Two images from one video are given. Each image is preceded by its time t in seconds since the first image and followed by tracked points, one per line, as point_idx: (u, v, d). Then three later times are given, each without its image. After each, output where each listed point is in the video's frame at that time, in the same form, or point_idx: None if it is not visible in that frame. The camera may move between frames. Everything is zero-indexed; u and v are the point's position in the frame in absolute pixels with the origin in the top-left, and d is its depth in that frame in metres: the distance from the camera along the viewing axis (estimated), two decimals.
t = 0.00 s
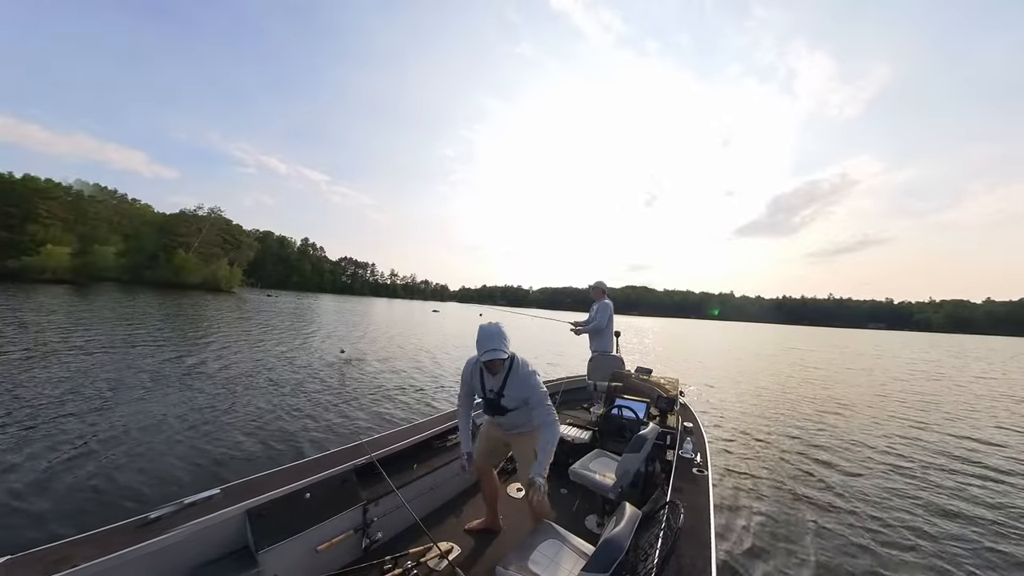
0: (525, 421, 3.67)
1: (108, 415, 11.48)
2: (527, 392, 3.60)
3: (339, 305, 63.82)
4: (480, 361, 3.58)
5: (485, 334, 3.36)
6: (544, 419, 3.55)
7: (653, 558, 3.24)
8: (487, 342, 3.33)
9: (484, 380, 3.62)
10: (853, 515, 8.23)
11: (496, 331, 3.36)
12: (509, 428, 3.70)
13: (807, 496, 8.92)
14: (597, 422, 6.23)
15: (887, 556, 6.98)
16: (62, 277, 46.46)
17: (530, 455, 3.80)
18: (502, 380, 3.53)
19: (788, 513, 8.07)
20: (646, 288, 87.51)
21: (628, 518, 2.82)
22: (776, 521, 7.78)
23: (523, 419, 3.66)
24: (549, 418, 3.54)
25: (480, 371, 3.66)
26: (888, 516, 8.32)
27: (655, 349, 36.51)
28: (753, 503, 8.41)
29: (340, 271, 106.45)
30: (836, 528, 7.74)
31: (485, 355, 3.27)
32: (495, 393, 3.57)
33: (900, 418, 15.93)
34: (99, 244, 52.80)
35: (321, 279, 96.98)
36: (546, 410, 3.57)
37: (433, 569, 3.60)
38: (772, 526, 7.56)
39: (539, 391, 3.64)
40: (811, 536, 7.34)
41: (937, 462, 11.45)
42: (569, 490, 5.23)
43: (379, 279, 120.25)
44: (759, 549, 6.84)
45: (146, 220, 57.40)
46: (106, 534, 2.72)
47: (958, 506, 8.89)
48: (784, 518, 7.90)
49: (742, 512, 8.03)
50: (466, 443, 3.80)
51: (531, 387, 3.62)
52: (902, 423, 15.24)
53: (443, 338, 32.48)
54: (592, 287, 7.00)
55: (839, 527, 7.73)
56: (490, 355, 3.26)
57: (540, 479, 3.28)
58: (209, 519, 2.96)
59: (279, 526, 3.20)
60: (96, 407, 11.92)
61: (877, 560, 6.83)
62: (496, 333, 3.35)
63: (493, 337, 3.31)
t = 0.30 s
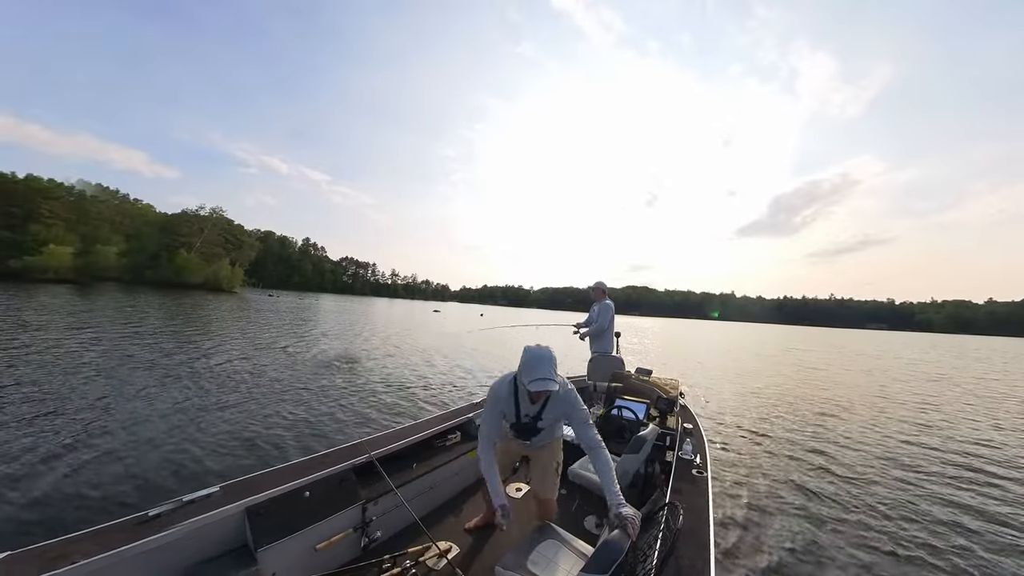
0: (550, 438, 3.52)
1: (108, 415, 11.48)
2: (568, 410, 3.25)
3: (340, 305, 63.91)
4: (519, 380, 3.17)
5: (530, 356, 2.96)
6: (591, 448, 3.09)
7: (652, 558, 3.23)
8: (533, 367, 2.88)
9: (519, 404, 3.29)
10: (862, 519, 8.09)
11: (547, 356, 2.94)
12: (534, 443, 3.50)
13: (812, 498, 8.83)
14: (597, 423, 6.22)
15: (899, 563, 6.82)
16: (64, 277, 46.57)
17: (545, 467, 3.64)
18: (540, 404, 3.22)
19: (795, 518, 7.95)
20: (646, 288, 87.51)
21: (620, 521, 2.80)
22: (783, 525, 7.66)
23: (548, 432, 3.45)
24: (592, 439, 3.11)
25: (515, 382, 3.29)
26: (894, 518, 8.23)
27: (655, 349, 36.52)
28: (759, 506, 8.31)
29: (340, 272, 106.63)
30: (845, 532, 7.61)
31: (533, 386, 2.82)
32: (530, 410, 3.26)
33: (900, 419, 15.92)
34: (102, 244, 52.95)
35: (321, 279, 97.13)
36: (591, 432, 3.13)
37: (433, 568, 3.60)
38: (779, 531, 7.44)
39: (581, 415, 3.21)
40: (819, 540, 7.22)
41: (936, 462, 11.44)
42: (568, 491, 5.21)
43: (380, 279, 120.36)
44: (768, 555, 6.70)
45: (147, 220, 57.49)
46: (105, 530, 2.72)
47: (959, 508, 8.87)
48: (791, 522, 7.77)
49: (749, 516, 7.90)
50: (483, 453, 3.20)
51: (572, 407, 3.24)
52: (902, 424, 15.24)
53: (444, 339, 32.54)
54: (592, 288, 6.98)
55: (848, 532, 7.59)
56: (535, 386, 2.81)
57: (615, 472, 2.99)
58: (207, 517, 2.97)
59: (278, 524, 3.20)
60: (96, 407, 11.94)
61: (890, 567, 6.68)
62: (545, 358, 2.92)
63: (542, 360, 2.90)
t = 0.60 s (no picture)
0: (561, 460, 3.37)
1: (107, 413, 11.46)
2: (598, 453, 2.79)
3: (341, 305, 63.99)
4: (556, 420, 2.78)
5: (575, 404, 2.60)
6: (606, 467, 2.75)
7: (647, 557, 3.25)
8: (577, 420, 2.57)
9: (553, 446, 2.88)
10: (865, 522, 8.05)
11: (593, 404, 2.60)
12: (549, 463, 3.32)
13: (814, 501, 8.80)
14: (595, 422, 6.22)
15: (905, 567, 6.76)
16: (66, 276, 46.61)
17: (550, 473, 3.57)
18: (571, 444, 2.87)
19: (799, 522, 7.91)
20: (647, 288, 87.50)
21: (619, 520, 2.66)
22: (787, 529, 7.63)
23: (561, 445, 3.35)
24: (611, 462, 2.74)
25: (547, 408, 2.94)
26: (896, 520, 8.21)
27: (656, 349, 36.52)
28: (762, 510, 8.27)
29: (341, 271, 106.71)
30: (851, 536, 7.56)
31: (579, 439, 2.52)
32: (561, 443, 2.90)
33: (901, 419, 15.90)
34: (103, 243, 52.98)
35: (323, 279, 97.23)
36: (607, 448, 2.72)
37: (429, 562, 3.62)
38: (783, 535, 7.40)
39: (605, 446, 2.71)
40: (818, 544, 7.21)
41: (936, 463, 11.44)
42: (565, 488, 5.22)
43: (381, 279, 120.36)
44: (770, 560, 6.66)
45: (149, 220, 57.54)
46: (104, 520, 2.73)
47: (958, 509, 8.86)
48: (794, 526, 7.74)
49: (752, 520, 7.86)
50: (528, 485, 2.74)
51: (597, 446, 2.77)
52: (902, 424, 15.22)
53: (444, 339, 32.55)
54: (592, 287, 6.93)
55: (852, 535, 7.55)
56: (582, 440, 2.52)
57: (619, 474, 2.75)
58: (205, 508, 2.97)
59: (276, 516, 3.21)
60: (96, 405, 11.94)
61: (894, 570, 6.64)
62: (594, 409, 2.59)
63: (587, 418, 2.56)
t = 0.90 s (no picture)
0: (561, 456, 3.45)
1: (108, 412, 11.49)
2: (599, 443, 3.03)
3: (342, 305, 64.14)
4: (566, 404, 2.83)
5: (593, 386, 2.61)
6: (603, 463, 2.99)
7: (644, 554, 3.29)
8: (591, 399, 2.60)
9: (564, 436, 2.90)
10: (867, 525, 7.99)
11: (609, 385, 2.61)
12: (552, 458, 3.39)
13: (814, 502, 8.77)
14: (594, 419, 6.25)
15: (905, 569, 6.76)
16: (69, 276, 46.76)
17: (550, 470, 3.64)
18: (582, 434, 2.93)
19: (801, 525, 7.82)
20: (648, 288, 87.44)
21: (608, 510, 2.78)
22: (788, 531, 7.57)
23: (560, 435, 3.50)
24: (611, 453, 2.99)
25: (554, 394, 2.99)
26: (896, 522, 8.18)
27: (656, 349, 36.56)
28: (763, 511, 8.25)
29: (343, 271, 106.84)
30: (854, 540, 7.49)
31: (594, 417, 2.55)
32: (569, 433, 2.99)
33: (900, 419, 15.91)
34: (106, 243, 53.16)
35: (324, 279, 97.37)
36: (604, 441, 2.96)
37: (427, 557, 3.66)
38: (785, 538, 7.33)
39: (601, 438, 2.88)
40: (814, 543, 7.26)
41: (935, 463, 11.45)
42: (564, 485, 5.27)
43: (382, 280, 120.45)
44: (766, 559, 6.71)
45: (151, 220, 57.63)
46: (106, 512, 2.77)
47: (956, 509, 8.87)
48: (797, 528, 7.68)
49: (753, 522, 7.81)
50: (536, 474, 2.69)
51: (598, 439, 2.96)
52: (902, 424, 15.21)
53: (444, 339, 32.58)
54: (591, 285, 6.92)
55: (856, 540, 7.47)
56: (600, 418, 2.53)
57: (615, 467, 2.98)
58: (205, 501, 3.00)
59: (276, 510, 3.24)
60: (97, 404, 11.96)
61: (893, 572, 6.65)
62: (608, 389, 2.61)
63: (603, 397, 2.57)
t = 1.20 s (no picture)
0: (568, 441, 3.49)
1: (110, 413, 11.50)
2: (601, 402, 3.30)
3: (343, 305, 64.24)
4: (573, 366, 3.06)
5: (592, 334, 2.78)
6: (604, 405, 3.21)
7: (646, 555, 3.31)
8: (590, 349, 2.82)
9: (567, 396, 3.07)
10: (870, 527, 8.02)
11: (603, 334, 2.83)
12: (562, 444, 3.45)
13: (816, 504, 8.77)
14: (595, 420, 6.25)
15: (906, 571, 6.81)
16: (71, 276, 46.86)
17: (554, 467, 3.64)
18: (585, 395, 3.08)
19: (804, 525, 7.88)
20: (649, 288, 87.48)
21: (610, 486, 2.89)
22: (791, 532, 7.62)
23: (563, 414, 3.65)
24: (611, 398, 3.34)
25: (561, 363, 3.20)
26: (898, 525, 8.19)
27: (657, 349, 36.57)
28: (764, 511, 8.30)
29: (344, 270, 106.89)
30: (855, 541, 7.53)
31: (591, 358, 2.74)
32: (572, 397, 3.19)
33: (902, 420, 15.89)
34: (107, 243, 53.25)
35: (325, 279, 97.40)
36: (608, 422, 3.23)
37: (430, 560, 3.66)
38: (788, 539, 7.39)
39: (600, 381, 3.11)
40: (816, 544, 7.30)
41: (936, 465, 11.44)
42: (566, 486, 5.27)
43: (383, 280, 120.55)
44: (768, 560, 6.76)
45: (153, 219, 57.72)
46: (107, 518, 2.77)
47: (957, 512, 8.87)
48: (799, 530, 7.71)
49: (756, 522, 7.84)
50: (534, 413, 2.89)
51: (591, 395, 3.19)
52: (903, 425, 15.20)
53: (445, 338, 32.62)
54: (591, 286, 6.94)
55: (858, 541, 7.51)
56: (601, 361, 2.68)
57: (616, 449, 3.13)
58: (206, 506, 3.01)
59: (277, 515, 3.25)
60: (99, 405, 11.97)
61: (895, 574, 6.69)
62: (602, 338, 2.82)
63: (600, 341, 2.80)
